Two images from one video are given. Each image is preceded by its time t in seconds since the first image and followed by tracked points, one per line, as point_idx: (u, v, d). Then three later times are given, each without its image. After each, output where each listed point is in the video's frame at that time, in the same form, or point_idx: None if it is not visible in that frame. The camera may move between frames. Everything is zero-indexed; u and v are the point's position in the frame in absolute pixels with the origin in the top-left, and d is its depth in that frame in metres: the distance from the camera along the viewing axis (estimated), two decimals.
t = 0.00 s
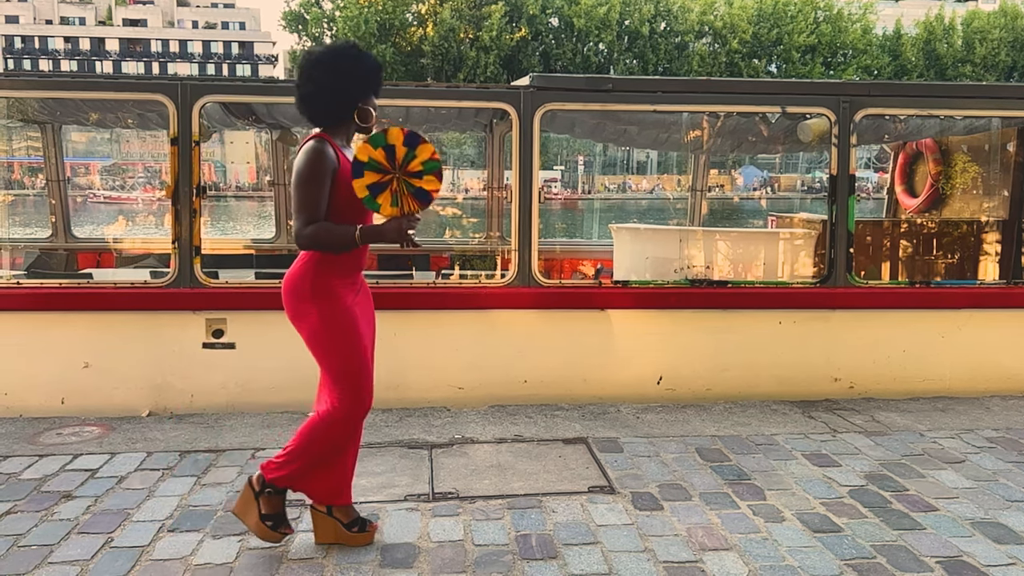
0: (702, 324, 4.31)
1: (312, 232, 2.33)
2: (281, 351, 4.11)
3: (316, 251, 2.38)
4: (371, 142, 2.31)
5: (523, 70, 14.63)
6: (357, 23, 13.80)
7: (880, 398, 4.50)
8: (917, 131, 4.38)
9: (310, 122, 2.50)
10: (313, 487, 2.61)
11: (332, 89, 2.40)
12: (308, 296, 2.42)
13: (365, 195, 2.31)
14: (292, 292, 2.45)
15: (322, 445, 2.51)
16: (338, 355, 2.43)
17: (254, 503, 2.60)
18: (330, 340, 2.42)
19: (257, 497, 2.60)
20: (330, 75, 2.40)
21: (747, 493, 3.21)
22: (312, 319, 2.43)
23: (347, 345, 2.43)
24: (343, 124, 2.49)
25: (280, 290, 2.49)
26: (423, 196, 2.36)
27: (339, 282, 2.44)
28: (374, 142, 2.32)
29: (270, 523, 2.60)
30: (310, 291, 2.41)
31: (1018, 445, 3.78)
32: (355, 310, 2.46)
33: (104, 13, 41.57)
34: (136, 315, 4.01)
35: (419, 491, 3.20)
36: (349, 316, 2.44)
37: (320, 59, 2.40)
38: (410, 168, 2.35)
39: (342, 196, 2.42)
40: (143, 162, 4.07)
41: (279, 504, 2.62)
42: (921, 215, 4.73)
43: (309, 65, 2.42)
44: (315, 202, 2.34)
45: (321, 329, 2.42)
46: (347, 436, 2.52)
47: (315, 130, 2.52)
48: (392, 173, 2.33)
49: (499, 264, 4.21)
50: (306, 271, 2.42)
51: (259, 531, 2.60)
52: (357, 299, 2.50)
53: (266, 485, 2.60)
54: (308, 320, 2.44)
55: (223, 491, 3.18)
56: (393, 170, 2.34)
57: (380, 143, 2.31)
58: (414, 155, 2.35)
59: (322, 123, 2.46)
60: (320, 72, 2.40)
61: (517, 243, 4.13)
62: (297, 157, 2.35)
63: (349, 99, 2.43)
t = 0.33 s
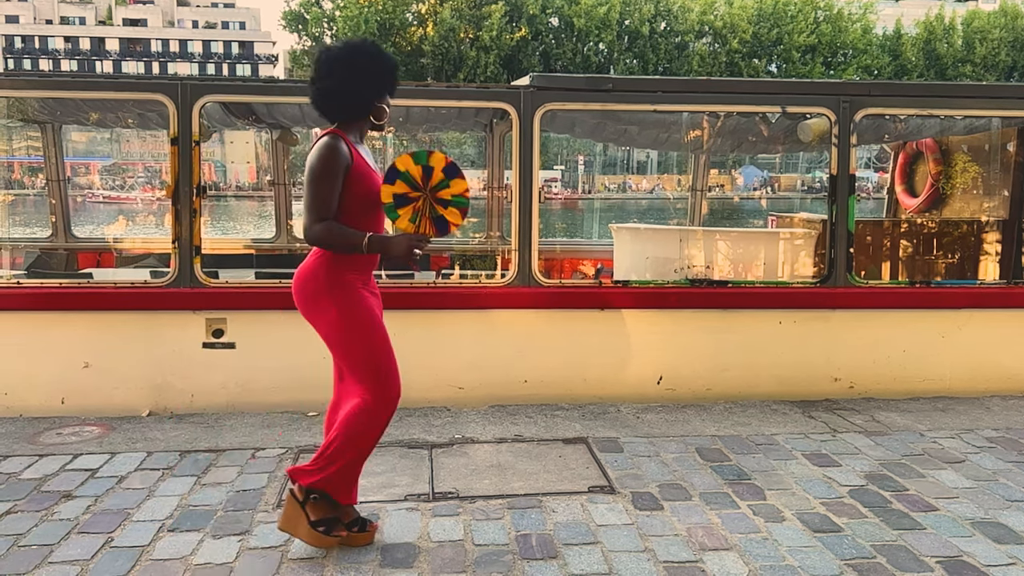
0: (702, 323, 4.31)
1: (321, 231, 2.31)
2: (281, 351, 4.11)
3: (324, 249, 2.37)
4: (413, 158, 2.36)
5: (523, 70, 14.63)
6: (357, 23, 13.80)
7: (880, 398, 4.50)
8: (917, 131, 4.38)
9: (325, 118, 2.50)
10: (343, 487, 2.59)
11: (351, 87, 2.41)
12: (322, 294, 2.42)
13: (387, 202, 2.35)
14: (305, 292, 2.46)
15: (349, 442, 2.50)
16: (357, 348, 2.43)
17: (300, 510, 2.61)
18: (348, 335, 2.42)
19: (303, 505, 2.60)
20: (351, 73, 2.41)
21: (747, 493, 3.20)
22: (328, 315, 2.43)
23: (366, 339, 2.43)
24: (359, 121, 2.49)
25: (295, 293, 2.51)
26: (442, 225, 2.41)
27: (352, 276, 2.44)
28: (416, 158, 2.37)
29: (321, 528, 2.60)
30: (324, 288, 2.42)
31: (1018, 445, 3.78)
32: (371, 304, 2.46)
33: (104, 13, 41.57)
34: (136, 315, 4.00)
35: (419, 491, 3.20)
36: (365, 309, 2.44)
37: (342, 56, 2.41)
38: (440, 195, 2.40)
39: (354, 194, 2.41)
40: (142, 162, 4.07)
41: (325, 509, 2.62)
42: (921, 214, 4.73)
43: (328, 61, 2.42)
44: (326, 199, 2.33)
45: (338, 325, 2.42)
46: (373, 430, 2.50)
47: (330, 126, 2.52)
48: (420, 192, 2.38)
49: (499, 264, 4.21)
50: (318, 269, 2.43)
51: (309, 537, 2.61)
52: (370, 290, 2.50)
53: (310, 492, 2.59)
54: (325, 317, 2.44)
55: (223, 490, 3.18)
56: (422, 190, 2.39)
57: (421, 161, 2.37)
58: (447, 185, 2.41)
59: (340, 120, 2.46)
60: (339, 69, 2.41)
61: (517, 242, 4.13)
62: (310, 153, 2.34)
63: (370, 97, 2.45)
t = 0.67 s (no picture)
0: (702, 323, 4.31)
1: (330, 230, 2.30)
2: (281, 351, 4.11)
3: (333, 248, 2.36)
4: (445, 182, 2.52)
5: (523, 69, 14.64)
6: (358, 22, 13.82)
7: (880, 398, 4.50)
8: (918, 130, 4.38)
9: (339, 114, 2.48)
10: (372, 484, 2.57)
11: (370, 85, 2.41)
12: (335, 292, 2.40)
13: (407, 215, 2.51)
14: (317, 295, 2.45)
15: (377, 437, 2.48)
16: (374, 342, 2.41)
17: (347, 519, 2.61)
18: (365, 331, 2.40)
19: (350, 514, 2.60)
20: (372, 72, 2.40)
21: (747, 493, 3.20)
22: (344, 313, 2.41)
23: (385, 332, 2.41)
24: (374, 120, 2.49)
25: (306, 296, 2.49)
26: (451, 252, 2.54)
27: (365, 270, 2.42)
28: (449, 184, 2.53)
29: (372, 531, 2.60)
30: (336, 287, 2.40)
31: (1018, 444, 3.78)
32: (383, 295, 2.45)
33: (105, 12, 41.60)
34: (136, 315, 4.00)
35: (420, 491, 3.20)
36: (380, 302, 2.42)
37: (363, 53, 2.39)
38: (459, 223, 2.54)
39: (366, 193, 2.39)
40: (142, 161, 4.07)
41: (373, 512, 2.62)
42: (921, 214, 4.72)
43: (348, 57, 2.40)
44: (338, 198, 2.31)
45: (353, 322, 2.41)
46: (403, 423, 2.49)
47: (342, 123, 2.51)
48: (441, 216, 2.53)
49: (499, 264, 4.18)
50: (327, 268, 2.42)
51: (361, 543, 2.62)
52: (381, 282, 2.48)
53: (357, 498, 2.59)
54: (340, 316, 2.42)
55: (223, 490, 3.18)
56: (443, 214, 2.54)
57: (451, 189, 2.53)
58: (468, 217, 2.55)
59: (356, 118, 2.45)
60: (358, 65, 2.39)
61: (517, 242, 4.12)
62: (324, 149, 2.32)
63: (388, 97, 2.46)
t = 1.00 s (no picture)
0: (703, 322, 4.31)
1: (342, 230, 2.28)
2: (282, 351, 4.12)
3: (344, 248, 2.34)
4: (469, 210, 2.70)
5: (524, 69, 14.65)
6: (358, 22, 13.81)
7: (880, 398, 4.50)
8: (918, 130, 4.38)
9: (357, 114, 2.48)
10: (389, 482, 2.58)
11: (391, 85, 2.41)
12: (354, 292, 2.40)
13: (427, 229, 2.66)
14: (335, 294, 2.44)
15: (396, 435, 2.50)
16: (398, 341, 2.42)
17: (408, 524, 2.63)
18: (388, 330, 2.41)
19: (410, 518, 2.63)
20: (390, 72, 2.40)
21: (747, 493, 3.20)
22: (365, 313, 2.40)
23: (403, 332, 2.41)
24: (392, 120, 2.50)
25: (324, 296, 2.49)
26: (456, 276, 2.71)
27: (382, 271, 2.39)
28: (471, 212, 2.71)
29: (435, 530, 2.64)
30: (356, 285, 2.39)
31: (1018, 444, 3.78)
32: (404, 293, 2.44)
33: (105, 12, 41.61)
34: (137, 315, 4.00)
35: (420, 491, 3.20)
36: (396, 301, 2.41)
37: (383, 54, 2.40)
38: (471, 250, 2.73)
39: (380, 194, 2.38)
40: (143, 161, 4.08)
41: (431, 511, 2.65)
42: (922, 214, 4.72)
43: (367, 58, 2.40)
44: (352, 199, 2.29)
45: (374, 322, 2.40)
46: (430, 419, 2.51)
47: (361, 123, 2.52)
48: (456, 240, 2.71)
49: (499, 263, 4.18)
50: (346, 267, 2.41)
51: (425, 543, 2.65)
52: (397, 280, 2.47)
53: (415, 501, 2.61)
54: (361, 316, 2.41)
55: (224, 490, 3.18)
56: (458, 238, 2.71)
57: (473, 218, 2.71)
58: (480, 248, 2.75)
59: (374, 118, 2.46)
60: (376, 65, 2.40)
61: (517, 241, 4.11)
62: (341, 148, 2.31)
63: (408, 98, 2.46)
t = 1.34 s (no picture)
0: (704, 322, 4.31)
1: (358, 233, 2.29)
2: (282, 351, 4.12)
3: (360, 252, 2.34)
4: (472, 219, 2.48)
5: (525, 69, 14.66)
6: (359, 23, 13.81)
7: (882, 398, 4.50)
8: (919, 130, 4.37)
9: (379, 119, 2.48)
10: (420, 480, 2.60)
11: (414, 88, 2.41)
12: (376, 299, 2.41)
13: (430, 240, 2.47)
14: (358, 298, 2.44)
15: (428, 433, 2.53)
16: (428, 344, 2.45)
17: (474, 518, 2.67)
18: (417, 334, 2.44)
19: (476, 513, 2.66)
20: (413, 74, 2.40)
21: (748, 493, 3.20)
22: (392, 318, 2.42)
23: (426, 334, 2.44)
24: (414, 123, 2.49)
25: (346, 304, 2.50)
26: (466, 283, 2.50)
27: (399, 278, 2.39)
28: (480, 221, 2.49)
29: (501, 519, 2.68)
30: (382, 290, 2.40)
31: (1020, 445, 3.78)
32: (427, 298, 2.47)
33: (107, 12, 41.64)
34: (138, 315, 4.01)
35: (420, 491, 3.20)
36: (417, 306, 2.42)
37: (406, 57, 2.39)
38: (481, 257, 2.50)
39: (400, 199, 2.38)
40: (144, 161, 4.10)
41: (493, 501, 2.68)
42: (923, 213, 4.72)
43: (390, 61, 2.39)
44: (371, 203, 2.30)
45: (402, 327, 2.42)
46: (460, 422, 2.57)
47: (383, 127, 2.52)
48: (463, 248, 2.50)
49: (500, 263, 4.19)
50: (370, 272, 2.41)
51: (495, 534, 2.69)
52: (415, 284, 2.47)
53: (478, 494, 2.65)
54: (388, 323, 2.43)
55: (224, 490, 3.18)
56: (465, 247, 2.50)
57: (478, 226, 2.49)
58: (490, 254, 2.50)
59: (397, 122, 2.45)
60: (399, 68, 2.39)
61: (519, 242, 4.11)
62: (364, 152, 2.32)
63: (431, 102, 2.46)
